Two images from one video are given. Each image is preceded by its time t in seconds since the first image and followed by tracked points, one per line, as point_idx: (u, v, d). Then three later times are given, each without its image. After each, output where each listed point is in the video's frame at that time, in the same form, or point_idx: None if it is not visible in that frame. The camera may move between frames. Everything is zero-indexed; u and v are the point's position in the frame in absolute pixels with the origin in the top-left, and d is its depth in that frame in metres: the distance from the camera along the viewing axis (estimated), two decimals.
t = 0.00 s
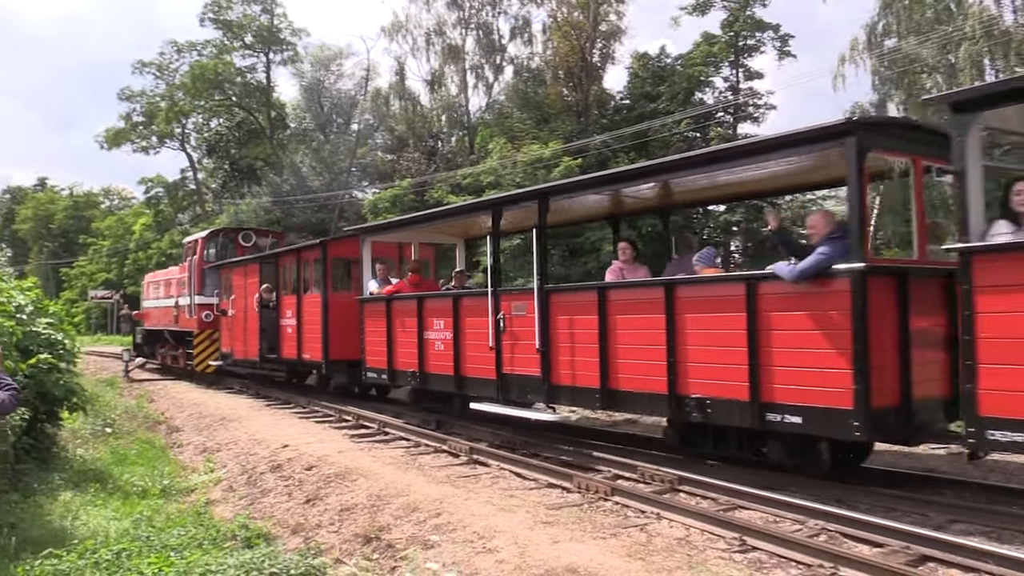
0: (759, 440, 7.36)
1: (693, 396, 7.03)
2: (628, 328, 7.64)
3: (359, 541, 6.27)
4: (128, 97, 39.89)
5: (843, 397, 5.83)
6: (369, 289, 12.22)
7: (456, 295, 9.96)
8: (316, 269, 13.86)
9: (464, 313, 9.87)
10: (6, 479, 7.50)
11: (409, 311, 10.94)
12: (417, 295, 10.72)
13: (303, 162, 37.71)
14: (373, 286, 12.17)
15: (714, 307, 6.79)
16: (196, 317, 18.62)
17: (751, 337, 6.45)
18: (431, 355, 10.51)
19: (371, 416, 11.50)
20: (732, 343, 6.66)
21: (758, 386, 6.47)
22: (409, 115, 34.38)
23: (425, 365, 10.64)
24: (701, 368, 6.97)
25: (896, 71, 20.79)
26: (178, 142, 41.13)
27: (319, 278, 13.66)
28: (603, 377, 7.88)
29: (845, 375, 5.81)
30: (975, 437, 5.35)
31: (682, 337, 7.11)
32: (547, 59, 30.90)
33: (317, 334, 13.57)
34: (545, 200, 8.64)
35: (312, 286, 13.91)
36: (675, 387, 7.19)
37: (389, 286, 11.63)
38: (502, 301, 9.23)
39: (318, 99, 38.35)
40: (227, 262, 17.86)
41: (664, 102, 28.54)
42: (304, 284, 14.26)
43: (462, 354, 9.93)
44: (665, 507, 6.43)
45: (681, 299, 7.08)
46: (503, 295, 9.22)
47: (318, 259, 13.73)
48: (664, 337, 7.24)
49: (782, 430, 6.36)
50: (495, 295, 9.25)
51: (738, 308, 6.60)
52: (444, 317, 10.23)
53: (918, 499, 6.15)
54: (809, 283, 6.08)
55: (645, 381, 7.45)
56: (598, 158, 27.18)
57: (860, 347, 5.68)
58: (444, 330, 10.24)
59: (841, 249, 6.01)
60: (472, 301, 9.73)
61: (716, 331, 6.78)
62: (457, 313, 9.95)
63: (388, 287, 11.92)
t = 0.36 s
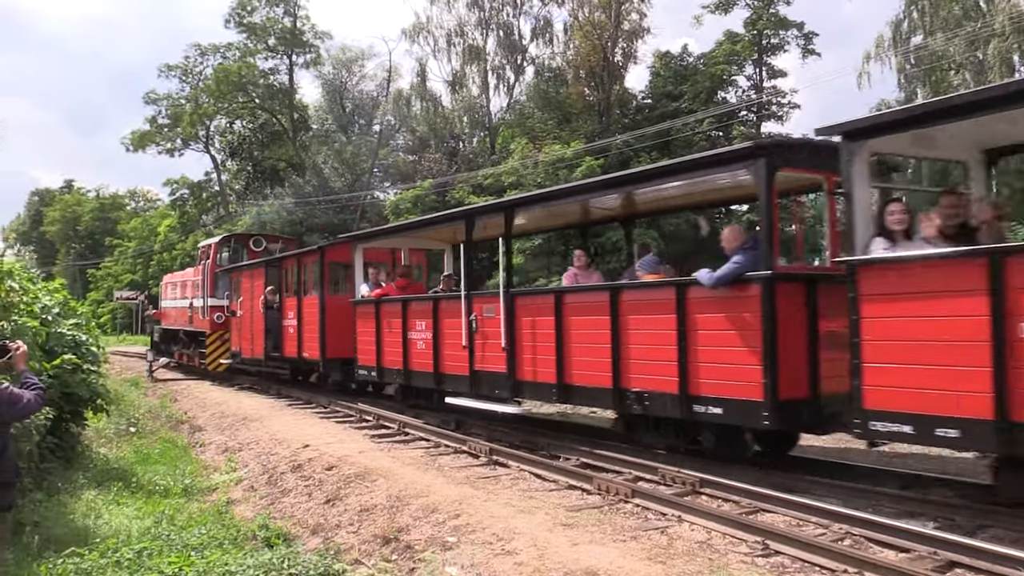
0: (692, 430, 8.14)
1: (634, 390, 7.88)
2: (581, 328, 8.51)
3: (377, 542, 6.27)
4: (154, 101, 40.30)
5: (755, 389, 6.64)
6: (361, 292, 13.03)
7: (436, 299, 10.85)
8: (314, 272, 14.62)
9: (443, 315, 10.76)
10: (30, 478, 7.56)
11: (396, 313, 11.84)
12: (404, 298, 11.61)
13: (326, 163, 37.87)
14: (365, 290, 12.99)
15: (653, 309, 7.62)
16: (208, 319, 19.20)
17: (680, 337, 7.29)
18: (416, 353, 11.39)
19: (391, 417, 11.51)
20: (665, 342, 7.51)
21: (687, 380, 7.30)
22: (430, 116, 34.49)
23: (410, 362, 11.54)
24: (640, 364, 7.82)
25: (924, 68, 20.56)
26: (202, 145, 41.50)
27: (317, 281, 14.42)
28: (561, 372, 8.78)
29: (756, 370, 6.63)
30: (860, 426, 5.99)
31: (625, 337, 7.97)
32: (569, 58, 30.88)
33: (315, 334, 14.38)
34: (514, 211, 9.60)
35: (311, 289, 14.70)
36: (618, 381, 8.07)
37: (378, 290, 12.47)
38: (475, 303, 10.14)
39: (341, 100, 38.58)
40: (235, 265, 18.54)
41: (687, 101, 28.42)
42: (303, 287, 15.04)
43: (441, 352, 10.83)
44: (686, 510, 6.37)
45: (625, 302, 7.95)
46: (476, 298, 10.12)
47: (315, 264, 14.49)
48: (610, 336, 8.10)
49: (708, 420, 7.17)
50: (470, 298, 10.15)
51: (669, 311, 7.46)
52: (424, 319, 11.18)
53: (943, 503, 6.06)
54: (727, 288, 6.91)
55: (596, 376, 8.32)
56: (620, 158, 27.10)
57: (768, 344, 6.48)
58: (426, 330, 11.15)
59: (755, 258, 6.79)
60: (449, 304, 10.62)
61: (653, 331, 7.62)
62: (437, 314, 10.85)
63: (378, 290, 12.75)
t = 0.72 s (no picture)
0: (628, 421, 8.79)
1: (576, 383, 8.53)
2: (532, 325, 9.13)
3: (387, 542, 6.25)
4: (166, 99, 40.47)
5: (676, 383, 7.30)
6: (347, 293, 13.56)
7: (412, 299, 11.41)
8: (305, 273, 15.10)
9: (418, 315, 11.32)
10: (41, 477, 7.58)
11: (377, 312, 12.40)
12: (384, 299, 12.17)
13: (338, 162, 37.89)
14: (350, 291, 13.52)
15: (594, 309, 8.25)
16: (209, 318, 19.43)
17: (613, 336, 7.97)
18: (394, 350, 11.96)
19: (402, 416, 11.48)
20: (603, 339, 8.15)
21: (622, 375, 7.95)
22: (441, 115, 34.55)
23: (389, 359, 12.12)
24: (583, 360, 8.45)
25: (936, 67, 20.42)
26: (214, 143, 41.65)
27: (309, 282, 14.89)
28: (515, 368, 9.40)
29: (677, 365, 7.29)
30: (760, 418, 6.61)
31: (572, 335, 8.59)
32: (581, 57, 30.90)
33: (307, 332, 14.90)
34: (474, 219, 10.03)
35: (303, 289, 15.18)
36: (563, 376, 8.69)
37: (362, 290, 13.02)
38: (444, 303, 10.71)
39: (353, 100, 38.67)
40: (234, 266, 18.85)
41: (699, 100, 28.31)
42: (295, 287, 15.54)
43: (416, 350, 11.40)
44: (696, 511, 6.31)
45: (571, 303, 8.58)
46: (446, 299, 10.70)
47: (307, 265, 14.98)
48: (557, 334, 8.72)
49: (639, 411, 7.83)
50: (439, 299, 10.73)
51: (607, 311, 8.10)
52: (402, 318, 11.74)
53: (960, 504, 5.97)
54: (653, 291, 7.57)
55: (543, 371, 8.94)
56: (632, 157, 27.05)
57: (687, 342, 7.13)
58: (402, 329, 11.72)
59: (677, 265, 7.46)
60: (423, 303, 11.20)
61: (594, 329, 8.25)
62: (412, 314, 11.42)
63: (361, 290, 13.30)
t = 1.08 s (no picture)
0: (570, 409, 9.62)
1: (524, 374, 9.30)
2: (487, 321, 9.88)
3: (389, 539, 6.22)
4: (171, 94, 40.47)
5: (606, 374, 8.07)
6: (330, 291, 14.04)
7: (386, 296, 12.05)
8: (291, 270, 15.46)
9: (391, 310, 11.99)
10: (42, 471, 7.58)
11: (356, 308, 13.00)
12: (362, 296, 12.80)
13: (343, 157, 37.81)
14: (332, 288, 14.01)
15: (539, 306, 9.00)
16: (205, 313, 19.53)
17: (555, 332, 8.70)
18: (371, 344, 12.59)
19: (406, 412, 11.46)
20: (546, 334, 8.91)
21: (562, 367, 8.71)
22: (446, 111, 34.54)
23: (366, 353, 12.77)
24: (530, 352, 9.20)
25: (942, 65, 20.25)
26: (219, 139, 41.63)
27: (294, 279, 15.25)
28: (473, 360, 10.16)
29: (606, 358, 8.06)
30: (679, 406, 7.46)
31: (521, 329, 9.35)
32: (586, 54, 30.88)
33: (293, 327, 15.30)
34: (440, 222, 10.92)
35: (289, 286, 15.55)
36: (515, 367, 9.46)
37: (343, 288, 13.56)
38: (415, 300, 11.42)
39: (357, 96, 38.62)
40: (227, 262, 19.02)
41: (705, 97, 28.15)
42: (281, 284, 15.89)
43: (389, 344, 12.06)
44: (699, 509, 6.28)
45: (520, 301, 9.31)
46: (416, 297, 11.40)
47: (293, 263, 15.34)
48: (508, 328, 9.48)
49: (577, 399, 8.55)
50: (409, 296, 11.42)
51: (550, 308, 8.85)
52: (378, 314, 12.38)
53: (967, 504, 5.91)
54: (589, 290, 8.30)
55: (497, 363, 9.71)
56: (637, 154, 26.94)
57: (615, 338, 7.90)
58: (378, 324, 12.37)
59: (608, 266, 8.23)
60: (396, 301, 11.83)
61: (539, 324, 9.01)
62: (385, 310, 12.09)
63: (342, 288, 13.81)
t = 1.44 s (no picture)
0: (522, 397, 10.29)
1: (482, 364, 9.83)
2: (448, 315, 10.44)
3: (392, 534, 6.22)
4: (177, 87, 40.53)
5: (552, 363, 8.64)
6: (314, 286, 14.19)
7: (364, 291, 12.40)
8: (281, 265, 15.55)
9: (367, 304, 12.37)
10: (48, 464, 7.61)
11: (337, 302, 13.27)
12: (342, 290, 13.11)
13: (349, 151, 37.76)
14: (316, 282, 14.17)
15: (494, 301, 9.57)
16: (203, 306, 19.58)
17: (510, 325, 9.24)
18: (350, 335, 12.92)
19: (411, 406, 11.46)
20: (500, 327, 9.49)
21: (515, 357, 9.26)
22: (453, 105, 34.56)
23: (346, 344, 13.08)
24: (487, 344, 9.74)
25: (951, 59, 20.08)
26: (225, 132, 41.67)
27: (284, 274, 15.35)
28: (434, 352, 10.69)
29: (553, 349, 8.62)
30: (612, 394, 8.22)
31: (478, 322, 9.89)
32: (593, 47, 30.88)
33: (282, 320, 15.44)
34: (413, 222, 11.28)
35: (279, 280, 15.66)
36: (472, 357, 10.00)
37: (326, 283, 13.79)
38: (388, 295, 11.78)
39: (364, 89, 38.61)
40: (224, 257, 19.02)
41: (712, 91, 27.99)
42: (272, 278, 15.99)
43: (365, 336, 12.45)
44: (704, 505, 6.26)
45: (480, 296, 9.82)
46: (388, 292, 11.83)
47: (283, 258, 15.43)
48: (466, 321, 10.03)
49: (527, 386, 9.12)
50: (382, 292, 11.84)
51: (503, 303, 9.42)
52: (357, 308, 12.72)
53: (974, 503, 5.86)
54: (537, 287, 8.86)
55: (457, 354, 10.26)
56: (644, 148, 26.83)
57: (562, 329, 8.48)
58: (355, 317, 12.75)
59: (554, 265, 8.77)
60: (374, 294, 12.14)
61: (493, 317, 9.59)
62: (362, 303, 12.47)
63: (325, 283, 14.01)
